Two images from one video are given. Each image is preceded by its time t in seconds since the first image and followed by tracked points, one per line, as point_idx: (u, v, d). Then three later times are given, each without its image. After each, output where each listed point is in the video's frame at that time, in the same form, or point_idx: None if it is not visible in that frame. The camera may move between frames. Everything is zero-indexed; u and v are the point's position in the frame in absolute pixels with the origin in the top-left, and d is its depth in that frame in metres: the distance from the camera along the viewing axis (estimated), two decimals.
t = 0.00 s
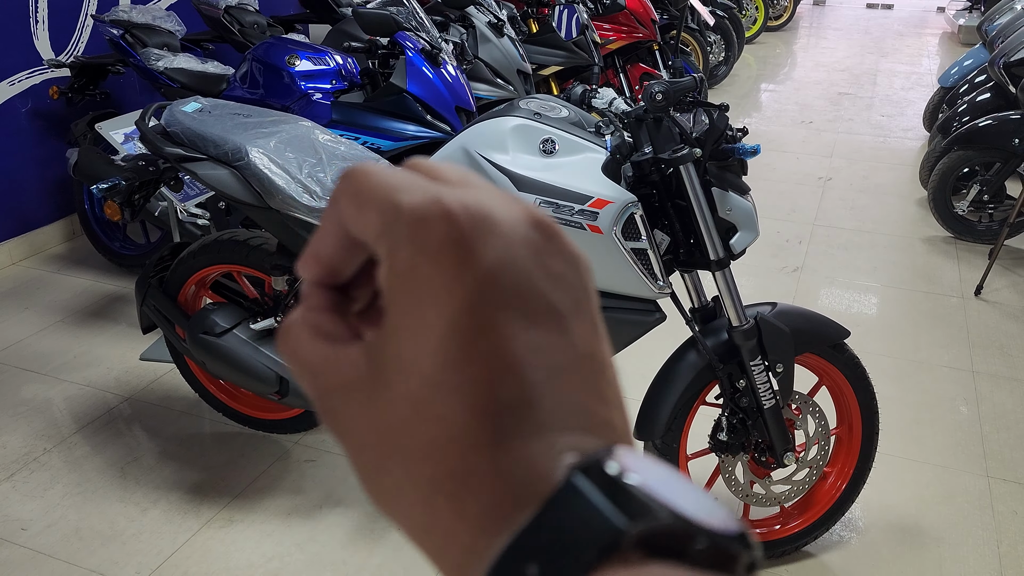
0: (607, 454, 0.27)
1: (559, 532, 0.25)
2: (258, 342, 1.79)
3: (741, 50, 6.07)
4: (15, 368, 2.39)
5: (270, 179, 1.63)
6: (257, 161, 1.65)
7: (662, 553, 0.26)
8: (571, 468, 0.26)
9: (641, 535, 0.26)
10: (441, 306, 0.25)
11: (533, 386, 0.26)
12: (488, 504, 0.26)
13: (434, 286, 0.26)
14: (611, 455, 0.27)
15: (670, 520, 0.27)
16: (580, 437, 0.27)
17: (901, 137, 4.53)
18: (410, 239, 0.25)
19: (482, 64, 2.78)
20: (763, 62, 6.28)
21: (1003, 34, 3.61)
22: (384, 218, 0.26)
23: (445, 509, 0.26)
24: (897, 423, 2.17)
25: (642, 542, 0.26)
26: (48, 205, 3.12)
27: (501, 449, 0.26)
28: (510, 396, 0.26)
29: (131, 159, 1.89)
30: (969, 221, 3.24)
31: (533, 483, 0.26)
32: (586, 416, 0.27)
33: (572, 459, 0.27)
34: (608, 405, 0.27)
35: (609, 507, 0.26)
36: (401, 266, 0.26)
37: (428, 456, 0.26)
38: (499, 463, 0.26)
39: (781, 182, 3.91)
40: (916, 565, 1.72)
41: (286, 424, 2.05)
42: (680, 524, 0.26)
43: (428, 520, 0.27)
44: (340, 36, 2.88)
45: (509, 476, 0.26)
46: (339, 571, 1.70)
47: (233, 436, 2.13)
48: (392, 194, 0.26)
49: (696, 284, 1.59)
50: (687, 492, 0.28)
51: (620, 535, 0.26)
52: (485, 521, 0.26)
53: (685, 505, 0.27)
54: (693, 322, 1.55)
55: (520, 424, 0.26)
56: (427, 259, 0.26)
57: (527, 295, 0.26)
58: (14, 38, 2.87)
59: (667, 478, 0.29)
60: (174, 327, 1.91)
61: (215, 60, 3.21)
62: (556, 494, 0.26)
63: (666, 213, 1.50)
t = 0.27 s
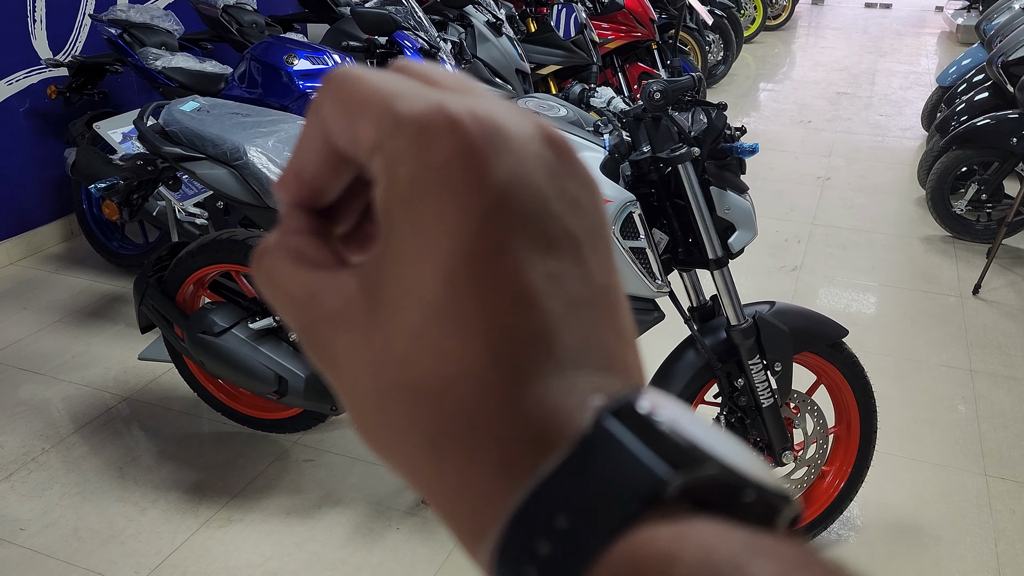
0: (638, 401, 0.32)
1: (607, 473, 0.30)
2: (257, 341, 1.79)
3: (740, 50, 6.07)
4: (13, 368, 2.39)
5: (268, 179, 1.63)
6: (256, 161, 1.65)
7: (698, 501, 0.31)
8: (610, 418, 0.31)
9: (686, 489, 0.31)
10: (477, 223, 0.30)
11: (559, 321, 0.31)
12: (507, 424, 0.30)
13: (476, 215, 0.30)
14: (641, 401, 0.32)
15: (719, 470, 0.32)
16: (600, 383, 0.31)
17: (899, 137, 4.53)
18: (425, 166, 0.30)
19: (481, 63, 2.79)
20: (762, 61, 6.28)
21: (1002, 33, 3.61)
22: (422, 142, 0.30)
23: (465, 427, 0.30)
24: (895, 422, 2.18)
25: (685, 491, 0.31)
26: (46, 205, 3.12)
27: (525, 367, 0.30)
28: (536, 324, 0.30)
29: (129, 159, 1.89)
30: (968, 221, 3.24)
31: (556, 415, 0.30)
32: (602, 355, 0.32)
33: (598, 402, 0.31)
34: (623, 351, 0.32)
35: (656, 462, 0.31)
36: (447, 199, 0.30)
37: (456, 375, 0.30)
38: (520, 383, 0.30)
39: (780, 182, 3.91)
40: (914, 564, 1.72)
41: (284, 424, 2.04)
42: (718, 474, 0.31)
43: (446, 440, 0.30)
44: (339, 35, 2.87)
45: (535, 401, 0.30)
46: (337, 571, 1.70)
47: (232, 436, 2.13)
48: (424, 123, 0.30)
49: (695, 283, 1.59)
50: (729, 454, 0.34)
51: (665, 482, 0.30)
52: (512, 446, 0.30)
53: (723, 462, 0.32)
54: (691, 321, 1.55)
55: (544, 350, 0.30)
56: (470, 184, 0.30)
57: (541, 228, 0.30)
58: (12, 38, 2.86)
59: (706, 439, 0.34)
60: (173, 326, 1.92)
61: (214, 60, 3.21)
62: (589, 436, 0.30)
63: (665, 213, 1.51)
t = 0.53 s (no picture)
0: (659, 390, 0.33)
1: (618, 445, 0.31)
2: (254, 340, 1.79)
3: (737, 49, 6.07)
4: (10, 368, 2.39)
5: (265, 179, 1.63)
6: (253, 160, 1.65)
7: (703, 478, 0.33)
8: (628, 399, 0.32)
9: (694, 466, 0.33)
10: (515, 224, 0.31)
11: (583, 311, 0.32)
12: (534, 409, 0.31)
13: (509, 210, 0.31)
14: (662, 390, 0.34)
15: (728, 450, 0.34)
16: (619, 371, 0.32)
17: (897, 136, 4.54)
18: (458, 169, 0.32)
19: (478, 63, 2.79)
20: (759, 61, 6.29)
21: (999, 32, 3.62)
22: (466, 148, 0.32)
23: (500, 416, 0.31)
24: (893, 420, 2.18)
25: (692, 468, 0.33)
26: (43, 205, 3.11)
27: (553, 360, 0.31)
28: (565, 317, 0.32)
29: (127, 159, 1.91)
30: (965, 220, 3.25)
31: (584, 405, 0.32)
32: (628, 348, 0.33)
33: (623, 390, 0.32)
34: (637, 349, 0.33)
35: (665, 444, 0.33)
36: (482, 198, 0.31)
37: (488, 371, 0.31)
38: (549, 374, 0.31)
39: (778, 181, 3.91)
40: (911, 562, 1.72)
41: (280, 424, 2.03)
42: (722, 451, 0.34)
43: (478, 429, 0.31)
44: (336, 35, 2.86)
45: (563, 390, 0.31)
46: (335, 570, 1.70)
47: (230, 435, 2.13)
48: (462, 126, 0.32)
49: (692, 283, 1.59)
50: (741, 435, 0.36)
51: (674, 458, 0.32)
52: (538, 432, 0.31)
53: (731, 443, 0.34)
54: (688, 320, 1.55)
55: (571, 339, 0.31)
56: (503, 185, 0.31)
57: (570, 229, 0.32)
58: (8, 38, 2.86)
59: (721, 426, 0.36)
60: (171, 326, 1.92)
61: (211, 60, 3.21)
62: (606, 421, 0.31)
63: (661, 212, 1.50)
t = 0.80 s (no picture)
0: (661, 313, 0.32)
1: (640, 378, 0.29)
2: (252, 340, 1.79)
3: (735, 49, 6.08)
4: (9, 368, 2.39)
5: (263, 178, 1.64)
6: (251, 160, 1.65)
7: (727, 385, 0.30)
8: (636, 331, 0.31)
9: (707, 375, 0.30)
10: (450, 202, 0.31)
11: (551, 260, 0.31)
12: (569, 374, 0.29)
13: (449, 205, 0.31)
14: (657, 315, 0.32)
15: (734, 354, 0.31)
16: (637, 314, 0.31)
17: (894, 136, 4.55)
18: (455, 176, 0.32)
19: (476, 63, 2.79)
20: (757, 61, 6.30)
21: (995, 32, 3.63)
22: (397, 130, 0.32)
23: (530, 389, 0.29)
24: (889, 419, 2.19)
25: (707, 377, 0.30)
26: (41, 206, 3.11)
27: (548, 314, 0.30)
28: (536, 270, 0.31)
29: (125, 159, 1.92)
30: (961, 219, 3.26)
31: (583, 340, 0.30)
32: (615, 283, 0.32)
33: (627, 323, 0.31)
34: (653, 292, 0.33)
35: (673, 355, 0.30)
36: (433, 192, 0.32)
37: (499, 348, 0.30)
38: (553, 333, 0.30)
39: (775, 181, 3.92)
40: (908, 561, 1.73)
41: (278, 424, 2.04)
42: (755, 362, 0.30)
43: (525, 413, 0.29)
44: (333, 34, 2.89)
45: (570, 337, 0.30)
46: (334, 569, 1.71)
47: (228, 435, 2.13)
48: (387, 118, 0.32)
49: (689, 282, 1.59)
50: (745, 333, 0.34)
51: (686, 374, 0.30)
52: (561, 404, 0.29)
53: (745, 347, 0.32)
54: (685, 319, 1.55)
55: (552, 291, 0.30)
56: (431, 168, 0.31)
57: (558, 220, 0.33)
58: (6, 39, 2.86)
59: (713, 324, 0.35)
60: (169, 326, 1.92)
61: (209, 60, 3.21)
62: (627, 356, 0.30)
63: (659, 212, 1.52)
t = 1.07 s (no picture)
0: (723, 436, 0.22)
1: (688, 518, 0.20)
2: (252, 340, 1.79)
3: (733, 49, 6.10)
4: (8, 368, 2.39)
5: (262, 178, 1.64)
6: (250, 160, 1.65)
7: (772, 505, 0.21)
8: (689, 462, 0.21)
9: (753, 497, 0.21)
10: (488, 386, 0.22)
11: (607, 400, 0.22)
12: None
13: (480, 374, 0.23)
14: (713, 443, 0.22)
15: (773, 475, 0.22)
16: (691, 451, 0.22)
17: (892, 135, 4.56)
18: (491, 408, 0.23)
19: (474, 63, 2.79)
20: (755, 61, 6.31)
21: (993, 31, 3.64)
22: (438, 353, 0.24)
23: None
24: (888, 418, 2.19)
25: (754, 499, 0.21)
26: (40, 206, 3.11)
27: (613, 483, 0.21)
28: (591, 429, 0.22)
29: (124, 159, 1.92)
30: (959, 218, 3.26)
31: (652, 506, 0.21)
32: (668, 414, 0.22)
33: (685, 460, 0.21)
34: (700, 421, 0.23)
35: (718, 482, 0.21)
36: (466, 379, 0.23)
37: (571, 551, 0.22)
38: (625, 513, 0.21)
39: (773, 180, 3.93)
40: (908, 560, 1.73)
41: (278, 423, 2.04)
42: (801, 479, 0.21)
43: None
44: (331, 35, 2.88)
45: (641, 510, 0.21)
46: (333, 569, 1.71)
47: (228, 435, 2.13)
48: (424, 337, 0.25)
49: (688, 281, 1.60)
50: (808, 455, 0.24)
51: (730, 504, 0.21)
52: None
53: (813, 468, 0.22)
54: (684, 319, 1.56)
55: (615, 449, 0.21)
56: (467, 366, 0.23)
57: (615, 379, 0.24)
58: (4, 39, 2.85)
59: (767, 447, 0.25)
60: (168, 326, 1.92)
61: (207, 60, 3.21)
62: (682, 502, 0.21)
63: (658, 211, 1.52)
